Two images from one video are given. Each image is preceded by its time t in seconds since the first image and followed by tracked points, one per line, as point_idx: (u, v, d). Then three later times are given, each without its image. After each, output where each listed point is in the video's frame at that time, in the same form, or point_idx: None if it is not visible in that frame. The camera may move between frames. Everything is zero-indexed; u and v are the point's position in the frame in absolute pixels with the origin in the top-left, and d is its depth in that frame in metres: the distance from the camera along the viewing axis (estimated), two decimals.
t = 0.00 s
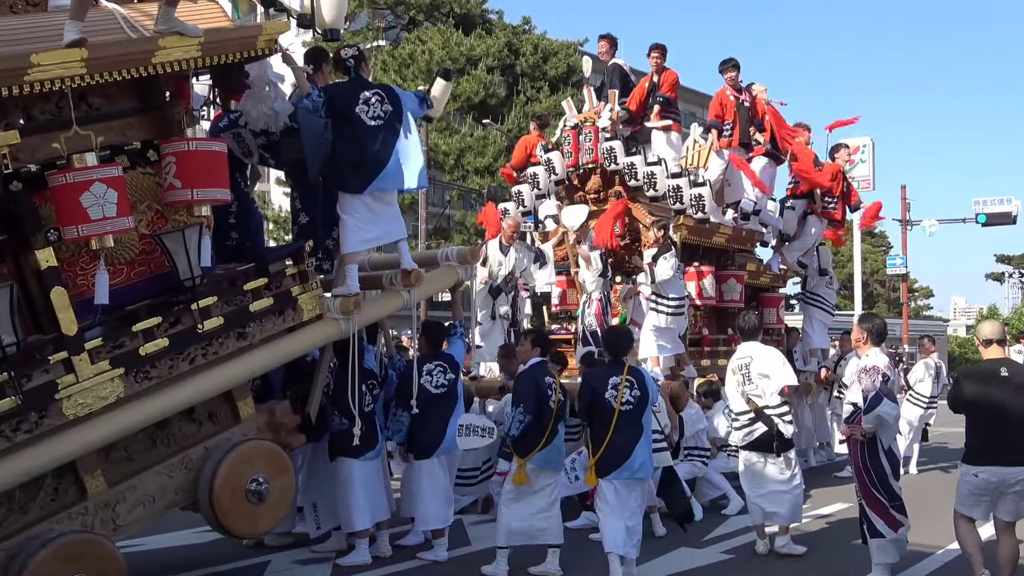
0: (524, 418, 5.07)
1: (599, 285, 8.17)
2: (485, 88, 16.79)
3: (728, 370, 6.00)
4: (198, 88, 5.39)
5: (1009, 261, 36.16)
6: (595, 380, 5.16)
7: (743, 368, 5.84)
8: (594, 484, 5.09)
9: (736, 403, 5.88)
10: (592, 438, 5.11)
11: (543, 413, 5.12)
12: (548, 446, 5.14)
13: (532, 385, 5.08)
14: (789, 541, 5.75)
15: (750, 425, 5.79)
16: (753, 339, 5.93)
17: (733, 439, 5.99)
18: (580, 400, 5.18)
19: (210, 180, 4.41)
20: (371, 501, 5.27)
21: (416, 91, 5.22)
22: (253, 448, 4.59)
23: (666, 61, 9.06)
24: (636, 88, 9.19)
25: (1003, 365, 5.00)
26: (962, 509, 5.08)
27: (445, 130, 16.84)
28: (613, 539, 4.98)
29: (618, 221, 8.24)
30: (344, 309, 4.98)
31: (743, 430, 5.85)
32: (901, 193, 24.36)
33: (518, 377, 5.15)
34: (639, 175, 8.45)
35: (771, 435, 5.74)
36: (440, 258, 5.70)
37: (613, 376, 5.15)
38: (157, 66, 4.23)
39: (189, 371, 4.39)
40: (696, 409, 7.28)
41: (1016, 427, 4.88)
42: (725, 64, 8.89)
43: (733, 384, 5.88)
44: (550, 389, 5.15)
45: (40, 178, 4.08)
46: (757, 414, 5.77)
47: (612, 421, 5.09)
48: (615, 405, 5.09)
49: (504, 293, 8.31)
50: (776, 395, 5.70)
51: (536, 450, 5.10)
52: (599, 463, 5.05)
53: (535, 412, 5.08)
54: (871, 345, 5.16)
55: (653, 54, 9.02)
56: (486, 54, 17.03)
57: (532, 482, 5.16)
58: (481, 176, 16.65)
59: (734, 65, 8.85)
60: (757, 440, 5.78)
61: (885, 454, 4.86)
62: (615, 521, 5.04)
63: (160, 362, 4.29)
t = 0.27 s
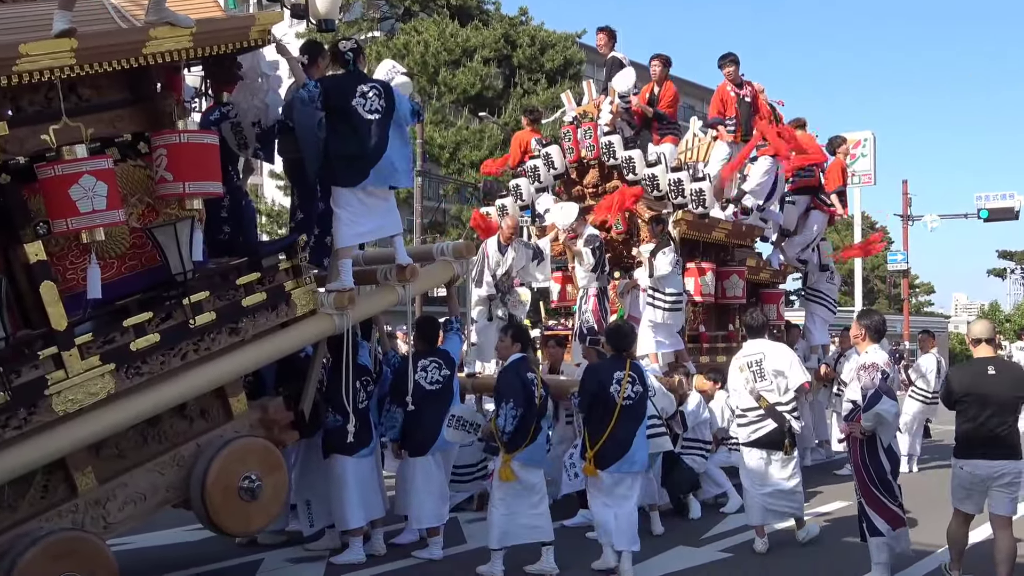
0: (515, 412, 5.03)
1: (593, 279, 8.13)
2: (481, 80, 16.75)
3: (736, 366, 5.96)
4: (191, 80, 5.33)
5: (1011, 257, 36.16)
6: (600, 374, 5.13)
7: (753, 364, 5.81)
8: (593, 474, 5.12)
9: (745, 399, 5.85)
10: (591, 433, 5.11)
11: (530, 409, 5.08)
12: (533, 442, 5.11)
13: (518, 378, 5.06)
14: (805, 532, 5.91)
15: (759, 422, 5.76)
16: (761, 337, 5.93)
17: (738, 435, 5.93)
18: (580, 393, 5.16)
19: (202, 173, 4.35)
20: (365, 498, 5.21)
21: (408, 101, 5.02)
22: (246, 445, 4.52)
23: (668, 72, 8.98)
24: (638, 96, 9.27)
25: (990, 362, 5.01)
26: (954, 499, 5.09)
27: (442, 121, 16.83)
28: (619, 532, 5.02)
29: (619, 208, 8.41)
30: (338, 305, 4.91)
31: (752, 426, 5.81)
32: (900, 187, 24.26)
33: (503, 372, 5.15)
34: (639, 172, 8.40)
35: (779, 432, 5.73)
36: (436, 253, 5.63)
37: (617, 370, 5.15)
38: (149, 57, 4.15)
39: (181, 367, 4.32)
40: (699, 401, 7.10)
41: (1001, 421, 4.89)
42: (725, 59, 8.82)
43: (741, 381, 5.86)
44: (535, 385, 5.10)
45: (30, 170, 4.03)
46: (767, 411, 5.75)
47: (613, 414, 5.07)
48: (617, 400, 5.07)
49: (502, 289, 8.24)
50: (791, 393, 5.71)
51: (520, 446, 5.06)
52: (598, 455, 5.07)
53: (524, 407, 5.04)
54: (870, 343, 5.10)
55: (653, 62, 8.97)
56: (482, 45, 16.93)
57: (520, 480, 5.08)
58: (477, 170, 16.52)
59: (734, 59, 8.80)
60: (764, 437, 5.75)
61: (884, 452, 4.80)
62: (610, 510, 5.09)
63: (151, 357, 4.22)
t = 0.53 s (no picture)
0: (500, 403, 5.07)
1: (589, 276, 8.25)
2: (478, 74, 16.71)
3: (747, 360, 5.92)
4: (187, 74, 5.31)
5: (1007, 253, 36.24)
6: (597, 371, 5.30)
7: (768, 359, 5.81)
8: (582, 469, 5.28)
9: (757, 393, 5.81)
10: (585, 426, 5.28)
11: (513, 402, 5.12)
12: (518, 436, 5.13)
13: (501, 370, 5.12)
14: (799, 527, 5.99)
15: (773, 416, 5.74)
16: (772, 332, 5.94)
17: (744, 429, 5.89)
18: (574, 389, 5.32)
19: (198, 167, 4.33)
20: (360, 493, 5.22)
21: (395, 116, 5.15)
22: (242, 439, 4.51)
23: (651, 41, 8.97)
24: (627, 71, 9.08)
25: (972, 354, 5.12)
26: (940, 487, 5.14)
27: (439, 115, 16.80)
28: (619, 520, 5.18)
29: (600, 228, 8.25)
30: (334, 300, 4.90)
31: (765, 421, 5.78)
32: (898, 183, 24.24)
33: (488, 365, 5.19)
34: (636, 164, 8.35)
35: (793, 426, 5.74)
36: (432, 248, 5.62)
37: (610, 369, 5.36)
38: (145, 52, 4.14)
39: (177, 362, 4.31)
40: (697, 389, 7.15)
41: (983, 410, 4.98)
42: (720, 52, 8.81)
43: (754, 374, 5.83)
44: (517, 378, 5.15)
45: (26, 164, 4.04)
46: (781, 406, 5.71)
47: (607, 412, 5.26)
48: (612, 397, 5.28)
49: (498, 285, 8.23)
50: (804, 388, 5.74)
51: (505, 438, 5.08)
52: (589, 450, 5.23)
53: (509, 399, 5.10)
54: (865, 338, 5.12)
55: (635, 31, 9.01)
56: (479, 40, 16.93)
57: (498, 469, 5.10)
58: (474, 165, 16.50)
59: (730, 52, 8.78)
60: (778, 432, 5.75)
61: (880, 447, 4.81)
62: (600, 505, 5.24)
63: (148, 352, 4.21)
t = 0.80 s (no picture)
0: (484, 403, 5.07)
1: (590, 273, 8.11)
2: (476, 71, 16.68)
3: (761, 354, 6.11)
4: (183, 70, 5.31)
5: (1004, 250, 36.32)
6: (593, 363, 5.54)
7: (782, 354, 5.99)
8: (580, 461, 5.50)
9: (770, 387, 5.98)
10: (584, 422, 5.49)
11: (502, 401, 5.09)
12: (509, 436, 5.12)
13: (489, 370, 5.10)
14: (795, 524, 6.04)
15: (784, 410, 5.93)
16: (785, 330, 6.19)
17: (753, 422, 6.09)
18: (570, 384, 5.55)
19: (196, 164, 4.33)
20: (359, 491, 5.21)
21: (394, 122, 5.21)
22: (240, 437, 4.51)
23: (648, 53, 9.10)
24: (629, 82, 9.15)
25: (972, 349, 5.20)
26: (944, 481, 5.16)
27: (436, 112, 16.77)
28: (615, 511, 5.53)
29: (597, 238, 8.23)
30: (332, 297, 4.90)
31: (776, 414, 5.96)
32: (896, 181, 24.23)
33: (477, 363, 5.18)
34: (635, 163, 8.40)
35: (800, 419, 5.97)
36: (430, 246, 5.61)
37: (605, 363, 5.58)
38: (143, 47, 4.14)
39: (174, 359, 4.30)
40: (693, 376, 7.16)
41: (984, 404, 5.07)
42: (716, 53, 8.82)
43: (768, 367, 6.01)
44: (507, 376, 5.13)
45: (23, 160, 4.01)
46: (792, 400, 5.89)
47: (602, 405, 5.48)
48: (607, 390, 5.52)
49: (495, 282, 8.25)
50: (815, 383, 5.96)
51: (497, 434, 5.09)
52: (587, 443, 5.45)
53: (495, 399, 5.07)
54: (861, 335, 5.13)
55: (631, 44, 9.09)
56: (477, 37, 16.91)
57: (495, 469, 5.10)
58: (472, 162, 16.49)
59: (726, 52, 8.78)
60: (787, 425, 5.97)
61: (877, 444, 4.82)
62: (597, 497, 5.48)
63: (145, 349, 4.21)
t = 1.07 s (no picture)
0: (477, 402, 5.03)
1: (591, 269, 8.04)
2: (476, 70, 16.66)
3: (768, 352, 6.18)
4: (183, 68, 5.30)
5: (1004, 249, 36.31)
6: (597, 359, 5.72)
7: (790, 351, 6.07)
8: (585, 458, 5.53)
9: (778, 384, 6.01)
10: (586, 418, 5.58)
11: (498, 401, 5.07)
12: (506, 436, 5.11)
13: (485, 368, 5.08)
14: (793, 523, 6.04)
15: (790, 408, 5.98)
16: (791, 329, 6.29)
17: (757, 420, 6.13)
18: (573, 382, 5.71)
19: (195, 162, 4.32)
20: (359, 489, 5.21)
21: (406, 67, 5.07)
22: (238, 435, 4.50)
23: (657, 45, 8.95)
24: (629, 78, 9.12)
25: (997, 351, 5.41)
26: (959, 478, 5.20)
27: (436, 111, 16.75)
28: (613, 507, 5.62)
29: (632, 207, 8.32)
30: (331, 295, 4.90)
31: (783, 412, 6.00)
32: (896, 180, 24.20)
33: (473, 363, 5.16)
34: (634, 160, 8.43)
35: (805, 417, 6.02)
36: (428, 244, 5.61)
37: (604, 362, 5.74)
38: (143, 44, 4.14)
39: (172, 357, 4.30)
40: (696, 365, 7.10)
41: (1008, 405, 5.25)
42: (716, 52, 8.81)
43: (777, 364, 6.06)
44: (505, 376, 5.13)
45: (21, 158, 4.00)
46: (798, 399, 5.96)
47: (603, 401, 5.63)
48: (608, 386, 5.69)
49: (494, 280, 8.24)
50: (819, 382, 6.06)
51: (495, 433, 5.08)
52: (592, 438, 5.54)
53: (490, 399, 5.06)
54: (859, 334, 5.16)
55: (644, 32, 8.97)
56: (476, 35, 16.89)
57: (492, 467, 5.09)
58: (471, 161, 16.47)
59: (724, 51, 8.77)
60: (791, 423, 6.01)
61: (875, 443, 4.81)
62: (599, 494, 5.53)
63: (144, 347, 4.20)
